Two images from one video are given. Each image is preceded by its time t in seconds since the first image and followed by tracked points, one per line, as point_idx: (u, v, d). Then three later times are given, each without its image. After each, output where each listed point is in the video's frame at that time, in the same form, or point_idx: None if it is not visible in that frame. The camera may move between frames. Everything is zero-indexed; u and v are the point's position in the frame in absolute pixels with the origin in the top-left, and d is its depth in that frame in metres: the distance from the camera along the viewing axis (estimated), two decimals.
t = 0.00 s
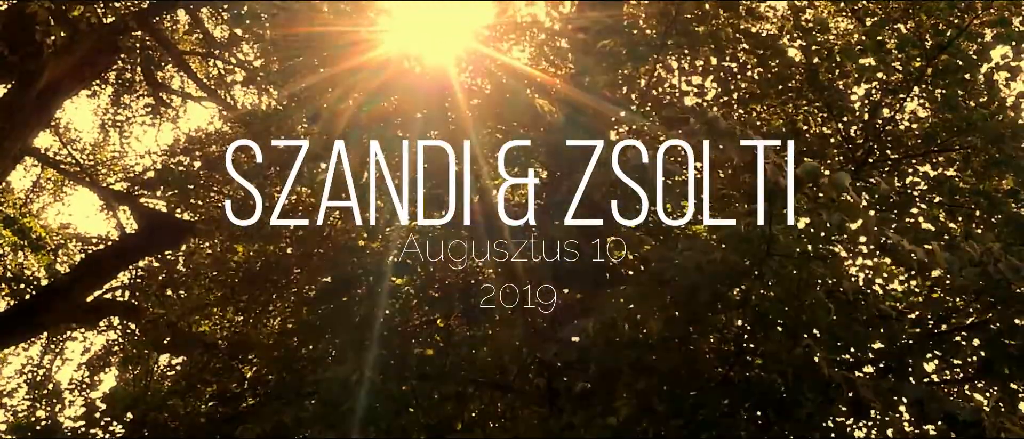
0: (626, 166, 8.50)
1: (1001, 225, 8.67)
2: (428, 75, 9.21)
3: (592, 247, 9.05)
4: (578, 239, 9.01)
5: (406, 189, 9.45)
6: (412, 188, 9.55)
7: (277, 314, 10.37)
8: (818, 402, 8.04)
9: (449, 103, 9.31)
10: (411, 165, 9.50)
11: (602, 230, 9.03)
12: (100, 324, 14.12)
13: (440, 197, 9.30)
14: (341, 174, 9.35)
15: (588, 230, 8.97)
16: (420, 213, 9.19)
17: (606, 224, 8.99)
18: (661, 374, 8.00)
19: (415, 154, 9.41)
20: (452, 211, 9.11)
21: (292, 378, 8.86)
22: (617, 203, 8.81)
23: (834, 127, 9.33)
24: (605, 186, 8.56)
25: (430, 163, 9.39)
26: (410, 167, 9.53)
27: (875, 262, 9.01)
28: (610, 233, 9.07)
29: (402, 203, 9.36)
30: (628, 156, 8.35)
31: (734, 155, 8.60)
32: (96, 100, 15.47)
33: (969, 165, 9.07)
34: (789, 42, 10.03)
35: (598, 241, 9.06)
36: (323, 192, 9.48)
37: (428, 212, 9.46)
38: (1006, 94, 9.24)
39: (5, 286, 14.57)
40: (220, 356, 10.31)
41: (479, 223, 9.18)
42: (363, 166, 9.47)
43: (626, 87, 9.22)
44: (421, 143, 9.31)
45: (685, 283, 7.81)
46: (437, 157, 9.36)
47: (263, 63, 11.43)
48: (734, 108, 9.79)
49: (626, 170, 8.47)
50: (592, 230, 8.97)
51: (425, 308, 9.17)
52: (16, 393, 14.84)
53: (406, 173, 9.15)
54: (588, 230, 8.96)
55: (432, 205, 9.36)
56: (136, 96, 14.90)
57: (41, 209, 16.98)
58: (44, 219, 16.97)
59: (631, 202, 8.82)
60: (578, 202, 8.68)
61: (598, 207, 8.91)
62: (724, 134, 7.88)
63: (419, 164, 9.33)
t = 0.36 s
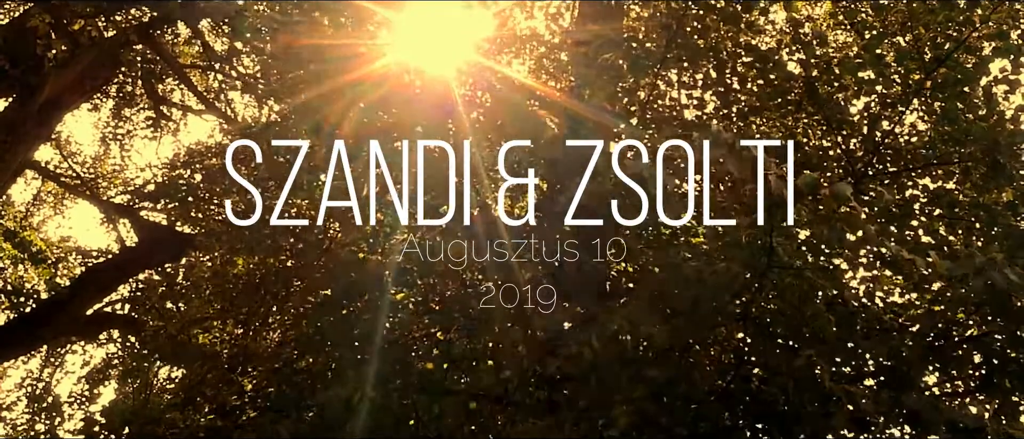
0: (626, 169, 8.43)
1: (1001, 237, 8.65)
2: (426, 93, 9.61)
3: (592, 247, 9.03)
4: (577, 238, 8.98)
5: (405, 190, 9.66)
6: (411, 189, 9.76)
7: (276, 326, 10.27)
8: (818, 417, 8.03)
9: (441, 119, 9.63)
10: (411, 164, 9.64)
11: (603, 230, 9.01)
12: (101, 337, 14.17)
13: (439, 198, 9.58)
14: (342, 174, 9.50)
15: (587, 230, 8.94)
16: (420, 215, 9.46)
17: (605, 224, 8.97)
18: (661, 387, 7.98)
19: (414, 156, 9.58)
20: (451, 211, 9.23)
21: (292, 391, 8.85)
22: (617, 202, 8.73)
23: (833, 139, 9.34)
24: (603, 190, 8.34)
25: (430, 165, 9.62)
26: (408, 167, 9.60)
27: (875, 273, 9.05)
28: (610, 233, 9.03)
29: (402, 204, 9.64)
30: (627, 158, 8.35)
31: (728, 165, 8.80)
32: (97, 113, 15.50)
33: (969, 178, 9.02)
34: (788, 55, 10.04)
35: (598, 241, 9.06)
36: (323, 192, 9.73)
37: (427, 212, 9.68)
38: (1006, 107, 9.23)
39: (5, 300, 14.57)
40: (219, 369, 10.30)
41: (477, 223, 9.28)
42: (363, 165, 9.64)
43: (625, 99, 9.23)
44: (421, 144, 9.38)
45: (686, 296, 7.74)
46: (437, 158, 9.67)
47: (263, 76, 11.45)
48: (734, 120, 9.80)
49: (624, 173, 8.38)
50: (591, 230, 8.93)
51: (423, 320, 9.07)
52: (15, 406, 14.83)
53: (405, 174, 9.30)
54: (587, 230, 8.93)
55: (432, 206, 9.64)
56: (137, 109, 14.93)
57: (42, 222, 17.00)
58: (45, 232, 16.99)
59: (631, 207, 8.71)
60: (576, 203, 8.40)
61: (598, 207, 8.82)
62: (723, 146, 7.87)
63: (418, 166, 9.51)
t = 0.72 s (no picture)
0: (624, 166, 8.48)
1: (1002, 253, 8.64)
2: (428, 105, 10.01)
3: (593, 248, 8.64)
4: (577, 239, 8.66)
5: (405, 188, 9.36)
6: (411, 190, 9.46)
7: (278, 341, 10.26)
8: (820, 433, 8.00)
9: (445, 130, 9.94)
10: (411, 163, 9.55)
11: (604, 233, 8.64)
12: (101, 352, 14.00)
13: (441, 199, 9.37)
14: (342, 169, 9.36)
15: (587, 229, 8.61)
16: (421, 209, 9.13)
17: (605, 225, 8.61)
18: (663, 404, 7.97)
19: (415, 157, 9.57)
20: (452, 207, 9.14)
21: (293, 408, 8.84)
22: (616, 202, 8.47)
23: (833, 155, 9.36)
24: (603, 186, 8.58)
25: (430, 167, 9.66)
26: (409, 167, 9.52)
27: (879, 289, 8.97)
28: (611, 233, 8.62)
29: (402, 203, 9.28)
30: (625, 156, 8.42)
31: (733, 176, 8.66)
32: (99, 128, 15.53)
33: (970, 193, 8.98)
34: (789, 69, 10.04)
35: (599, 241, 8.62)
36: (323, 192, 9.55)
37: (427, 212, 9.32)
38: (1006, 121, 9.22)
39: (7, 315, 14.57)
40: (220, 385, 10.29)
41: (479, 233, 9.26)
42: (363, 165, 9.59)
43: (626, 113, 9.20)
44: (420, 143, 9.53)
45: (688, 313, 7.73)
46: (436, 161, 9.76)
47: (264, 91, 11.46)
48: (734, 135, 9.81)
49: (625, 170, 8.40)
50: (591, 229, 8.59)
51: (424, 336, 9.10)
52: (16, 421, 14.85)
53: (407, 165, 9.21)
54: (587, 229, 8.61)
55: (433, 205, 9.32)
56: (139, 123, 14.95)
57: (44, 237, 17.02)
58: (47, 246, 17.03)
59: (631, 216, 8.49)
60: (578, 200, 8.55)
61: (596, 206, 8.58)
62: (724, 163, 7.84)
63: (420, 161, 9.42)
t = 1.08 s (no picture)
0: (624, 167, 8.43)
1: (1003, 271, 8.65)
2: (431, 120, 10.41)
3: (592, 249, 8.34)
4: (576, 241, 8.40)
5: (406, 190, 9.84)
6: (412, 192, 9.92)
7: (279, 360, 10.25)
8: None
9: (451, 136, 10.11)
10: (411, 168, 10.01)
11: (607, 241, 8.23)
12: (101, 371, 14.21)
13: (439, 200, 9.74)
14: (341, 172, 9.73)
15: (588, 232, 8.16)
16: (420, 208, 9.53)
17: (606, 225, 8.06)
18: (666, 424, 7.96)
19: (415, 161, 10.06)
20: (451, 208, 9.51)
21: (295, 428, 8.82)
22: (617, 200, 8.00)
23: (834, 173, 9.39)
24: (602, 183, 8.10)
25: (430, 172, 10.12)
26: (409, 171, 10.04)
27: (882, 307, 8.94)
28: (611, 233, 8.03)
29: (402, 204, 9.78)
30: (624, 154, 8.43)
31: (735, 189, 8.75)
32: (102, 147, 15.55)
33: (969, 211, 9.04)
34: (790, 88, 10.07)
35: (599, 241, 8.17)
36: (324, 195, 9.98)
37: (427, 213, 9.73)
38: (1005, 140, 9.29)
39: (8, 335, 14.53)
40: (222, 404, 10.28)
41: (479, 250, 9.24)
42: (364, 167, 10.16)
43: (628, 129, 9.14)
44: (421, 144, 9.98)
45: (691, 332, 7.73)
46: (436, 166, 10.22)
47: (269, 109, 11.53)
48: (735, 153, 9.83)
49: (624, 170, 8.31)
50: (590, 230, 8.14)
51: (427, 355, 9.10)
52: None
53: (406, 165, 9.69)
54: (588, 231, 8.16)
55: (432, 206, 9.71)
56: (141, 142, 14.97)
57: (45, 256, 17.01)
58: (48, 265, 17.01)
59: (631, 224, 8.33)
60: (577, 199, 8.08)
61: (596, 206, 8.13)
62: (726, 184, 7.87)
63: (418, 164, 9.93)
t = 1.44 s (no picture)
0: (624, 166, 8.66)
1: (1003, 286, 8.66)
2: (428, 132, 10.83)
3: (592, 248, 8.51)
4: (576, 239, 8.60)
5: (406, 191, 9.84)
6: (412, 194, 9.91)
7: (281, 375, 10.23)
8: None
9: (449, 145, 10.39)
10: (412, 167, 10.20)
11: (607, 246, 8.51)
12: (102, 385, 14.18)
13: (438, 203, 9.80)
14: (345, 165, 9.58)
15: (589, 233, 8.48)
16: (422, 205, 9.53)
17: (605, 225, 8.46)
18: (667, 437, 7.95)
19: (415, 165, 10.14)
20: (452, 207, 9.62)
21: None
22: (616, 201, 8.46)
23: (834, 187, 9.40)
24: (604, 187, 8.46)
25: (428, 177, 10.24)
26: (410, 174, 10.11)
27: (884, 319, 8.88)
28: (611, 233, 8.42)
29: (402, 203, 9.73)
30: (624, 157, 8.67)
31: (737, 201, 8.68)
32: (103, 162, 15.55)
33: (972, 226, 9.01)
34: (790, 103, 10.10)
35: (599, 241, 8.45)
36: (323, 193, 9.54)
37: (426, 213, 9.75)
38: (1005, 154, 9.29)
39: (8, 350, 14.50)
40: (222, 419, 10.24)
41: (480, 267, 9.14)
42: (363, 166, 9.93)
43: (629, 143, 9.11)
44: (422, 142, 10.19)
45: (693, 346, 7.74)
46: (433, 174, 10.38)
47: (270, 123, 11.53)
48: (737, 167, 9.83)
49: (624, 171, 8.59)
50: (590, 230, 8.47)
51: (427, 369, 9.09)
52: None
53: (410, 163, 9.76)
54: (588, 231, 8.48)
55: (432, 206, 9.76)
56: (142, 157, 14.96)
57: (46, 270, 16.99)
58: (48, 279, 16.98)
59: (632, 229, 8.46)
60: (578, 198, 8.33)
61: (597, 207, 8.47)
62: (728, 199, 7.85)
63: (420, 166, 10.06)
